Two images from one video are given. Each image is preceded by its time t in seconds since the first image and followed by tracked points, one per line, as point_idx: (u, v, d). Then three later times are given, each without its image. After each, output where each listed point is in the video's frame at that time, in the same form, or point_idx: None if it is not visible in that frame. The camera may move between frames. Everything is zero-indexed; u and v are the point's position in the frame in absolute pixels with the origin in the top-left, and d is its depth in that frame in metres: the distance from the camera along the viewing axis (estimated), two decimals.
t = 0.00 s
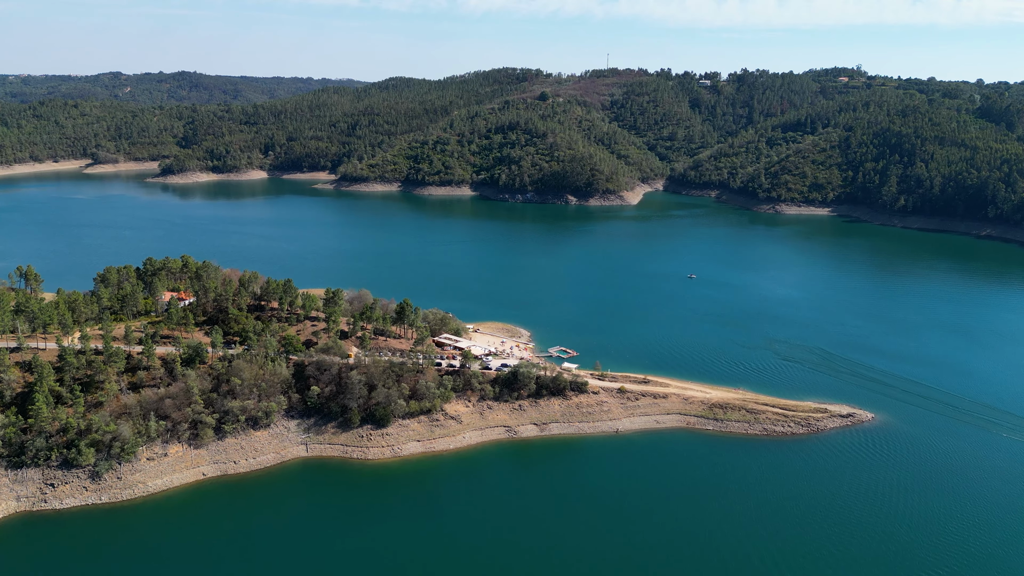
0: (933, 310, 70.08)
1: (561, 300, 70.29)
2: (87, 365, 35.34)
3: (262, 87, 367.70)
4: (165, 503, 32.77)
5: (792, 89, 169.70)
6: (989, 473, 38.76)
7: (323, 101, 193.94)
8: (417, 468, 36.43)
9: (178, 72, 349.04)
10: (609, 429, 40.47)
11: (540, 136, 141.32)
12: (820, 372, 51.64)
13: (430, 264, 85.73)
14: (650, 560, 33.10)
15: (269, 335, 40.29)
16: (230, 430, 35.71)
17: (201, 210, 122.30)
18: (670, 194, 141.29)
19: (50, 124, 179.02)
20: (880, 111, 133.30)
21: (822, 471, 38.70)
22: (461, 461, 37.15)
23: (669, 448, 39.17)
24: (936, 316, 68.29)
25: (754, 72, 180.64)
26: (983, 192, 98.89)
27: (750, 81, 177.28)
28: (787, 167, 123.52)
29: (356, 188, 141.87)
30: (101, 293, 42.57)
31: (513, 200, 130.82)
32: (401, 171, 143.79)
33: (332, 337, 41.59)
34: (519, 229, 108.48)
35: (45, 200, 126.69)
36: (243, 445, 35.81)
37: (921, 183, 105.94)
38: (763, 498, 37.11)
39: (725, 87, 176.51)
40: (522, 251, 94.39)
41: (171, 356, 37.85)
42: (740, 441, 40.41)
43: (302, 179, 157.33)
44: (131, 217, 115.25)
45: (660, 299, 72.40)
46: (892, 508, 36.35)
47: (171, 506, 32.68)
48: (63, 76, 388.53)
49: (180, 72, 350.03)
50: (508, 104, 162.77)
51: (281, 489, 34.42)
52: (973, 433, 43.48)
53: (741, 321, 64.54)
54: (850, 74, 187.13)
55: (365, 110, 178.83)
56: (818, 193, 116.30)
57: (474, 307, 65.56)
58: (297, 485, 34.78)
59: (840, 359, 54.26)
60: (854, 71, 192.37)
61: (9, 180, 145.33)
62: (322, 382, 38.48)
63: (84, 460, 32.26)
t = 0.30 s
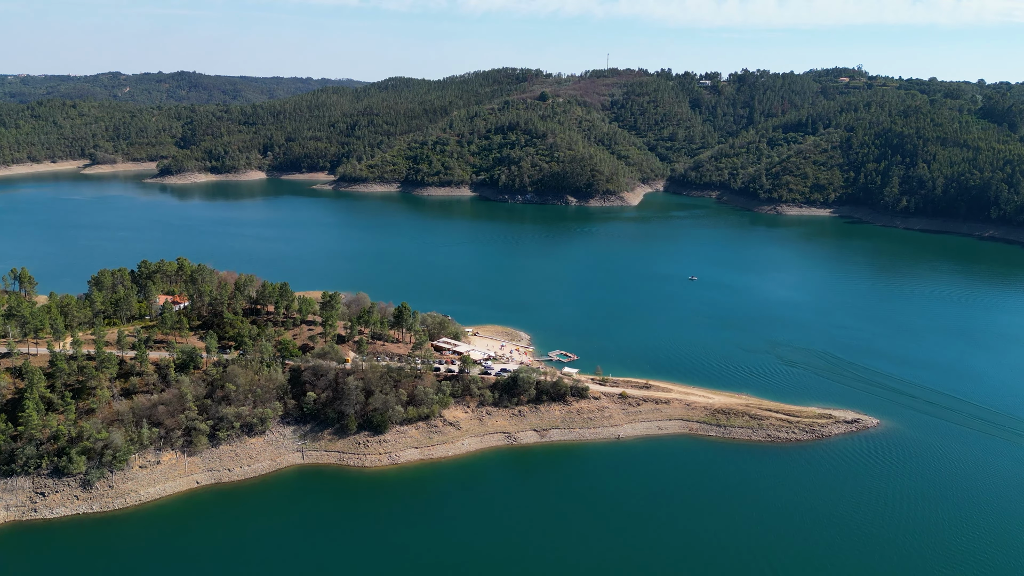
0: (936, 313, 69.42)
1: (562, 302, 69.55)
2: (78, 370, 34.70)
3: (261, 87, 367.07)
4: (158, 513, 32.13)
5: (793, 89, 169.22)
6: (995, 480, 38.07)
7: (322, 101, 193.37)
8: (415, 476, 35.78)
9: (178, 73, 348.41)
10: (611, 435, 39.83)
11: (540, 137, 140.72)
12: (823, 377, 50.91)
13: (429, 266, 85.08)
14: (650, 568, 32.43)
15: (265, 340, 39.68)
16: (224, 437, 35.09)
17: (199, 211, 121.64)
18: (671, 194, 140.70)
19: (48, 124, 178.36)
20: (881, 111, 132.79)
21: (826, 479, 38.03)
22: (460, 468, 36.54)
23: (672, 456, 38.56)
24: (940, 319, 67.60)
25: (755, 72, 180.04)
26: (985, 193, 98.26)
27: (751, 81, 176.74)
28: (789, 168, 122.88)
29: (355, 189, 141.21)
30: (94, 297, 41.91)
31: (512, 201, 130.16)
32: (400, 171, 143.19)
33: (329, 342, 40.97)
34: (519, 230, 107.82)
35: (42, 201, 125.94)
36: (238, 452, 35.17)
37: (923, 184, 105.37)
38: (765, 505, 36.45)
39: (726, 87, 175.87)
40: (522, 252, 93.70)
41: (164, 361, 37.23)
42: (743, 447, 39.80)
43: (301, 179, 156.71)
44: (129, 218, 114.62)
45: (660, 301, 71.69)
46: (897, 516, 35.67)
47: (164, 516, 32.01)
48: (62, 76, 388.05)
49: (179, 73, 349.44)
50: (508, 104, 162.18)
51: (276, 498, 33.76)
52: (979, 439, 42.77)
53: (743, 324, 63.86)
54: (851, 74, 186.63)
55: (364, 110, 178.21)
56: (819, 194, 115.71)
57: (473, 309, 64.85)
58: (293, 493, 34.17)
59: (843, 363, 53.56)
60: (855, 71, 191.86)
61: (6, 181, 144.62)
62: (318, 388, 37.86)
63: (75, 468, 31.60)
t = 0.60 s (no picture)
0: (940, 315, 68.69)
1: (562, 305, 68.74)
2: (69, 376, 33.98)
3: (261, 87, 366.30)
4: (150, 523, 31.41)
5: (794, 90, 168.66)
6: (1006, 488, 37.13)
7: (321, 101, 192.76)
8: (413, 484, 35.07)
9: (177, 72, 347.64)
10: (612, 441, 39.20)
11: (540, 137, 140.09)
12: (827, 381, 50.13)
13: (428, 267, 84.34)
14: None
15: (260, 344, 39.03)
16: (219, 444, 34.43)
17: (197, 212, 120.92)
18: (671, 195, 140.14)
19: (46, 124, 177.74)
20: (883, 111, 132.20)
21: (831, 487, 37.30)
22: (459, 476, 35.86)
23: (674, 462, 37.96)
24: (945, 322, 66.81)
25: (755, 72, 179.47)
26: (988, 194, 97.60)
27: (752, 81, 176.18)
28: (790, 168, 122.22)
29: (355, 190, 140.50)
30: (87, 300, 41.22)
31: (512, 202, 129.47)
32: (400, 172, 142.58)
33: (325, 346, 40.32)
34: (519, 231, 107.12)
35: (40, 202, 125.31)
36: (233, 459, 34.51)
37: (925, 185, 104.75)
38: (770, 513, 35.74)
39: (726, 87, 175.24)
40: (521, 253, 93.01)
41: (158, 367, 36.59)
42: (746, 455, 39.15)
43: (300, 180, 156.02)
44: (126, 218, 113.93)
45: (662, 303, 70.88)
46: (905, 526, 34.79)
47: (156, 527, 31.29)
48: (61, 76, 387.69)
49: (179, 73, 348.92)
50: (508, 104, 161.61)
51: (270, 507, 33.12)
52: (988, 445, 41.92)
53: (745, 327, 63.13)
54: (852, 74, 186.08)
55: (364, 110, 177.64)
56: (821, 195, 115.05)
57: (472, 311, 64.18)
58: (285, 502, 33.44)
59: (846, 368, 52.80)
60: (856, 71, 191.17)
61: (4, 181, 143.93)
62: (314, 394, 37.23)
63: (66, 476, 30.91)
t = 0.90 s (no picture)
0: (943, 318, 68.00)
1: (561, 306, 68.03)
2: (60, 383, 33.31)
3: (260, 87, 365.38)
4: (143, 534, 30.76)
5: (795, 90, 168.06)
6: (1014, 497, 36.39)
7: (320, 101, 192.07)
8: (412, 492, 34.42)
9: (177, 72, 346.89)
10: (613, 448, 38.54)
11: (540, 137, 139.45)
12: (832, 386, 49.42)
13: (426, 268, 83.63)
14: None
15: (256, 350, 38.42)
16: (213, 451, 33.78)
17: (196, 213, 120.23)
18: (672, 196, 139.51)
19: (45, 124, 177.03)
20: (885, 112, 131.58)
21: (836, 494, 36.70)
22: (458, 484, 35.20)
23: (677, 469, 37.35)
24: (949, 324, 66.12)
25: (756, 71, 178.75)
26: (991, 195, 96.92)
27: (753, 81, 175.50)
28: (792, 169, 121.53)
29: (354, 190, 139.82)
30: (81, 304, 40.60)
31: (512, 202, 128.80)
32: (399, 172, 141.92)
33: (322, 351, 39.71)
34: (519, 232, 106.44)
35: (37, 202, 124.64)
36: (227, 467, 33.87)
37: (928, 186, 104.15)
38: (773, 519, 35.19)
39: (727, 87, 174.52)
40: (521, 255, 92.35)
41: (151, 372, 35.97)
42: (750, 462, 38.52)
43: (299, 180, 155.30)
44: (124, 219, 113.19)
45: (663, 306, 70.21)
46: (911, 534, 34.19)
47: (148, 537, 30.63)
48: (61, 77, 387.27)
49: (179, 73, 348.26)
50: (508, 104, 160.94)
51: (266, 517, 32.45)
52: (996, 452, 41.18)
53: (747, 330, 62.47)
54: (853, 74, 185.46)
55: (363, 110, 176.92)
56: (823, 196, 114.41)
57: (471, 313, 63.48)
58: (281, 511, 32.81)
59: (851, 372, 52.10)
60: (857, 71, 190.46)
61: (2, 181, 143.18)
62: (311, 400, 36.64)
63: (56, 485, 30.22)
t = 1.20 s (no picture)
0: (947, 321, 67.33)
1: (562, 308, 67.36)
2: (50, 389, 32.69)
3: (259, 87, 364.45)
4: (135, 544, 30.08)
5: (796, 90, 167.45)
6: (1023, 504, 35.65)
7: (320, 101, 191.38)
8: (409, 500, 33.75)
9: (177, 72, 346.07)
10: (614, 455, 37.91)
11: (540, 137, 138.84)
12: (835, 391, 48.74)
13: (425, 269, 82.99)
14: None
15: (251, 354, 37.81)
16: (207, 459, 33.16)
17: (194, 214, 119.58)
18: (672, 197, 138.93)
19: (43, 124, 176.23)
20: (887, 112, 131.03)
21: (841, 501, 36.05)
22: (457, 492, 34.55)
23: (680, 476, 36.70)
24: (953, 327, 65.45)
25: (757, 71, 178.13)
26: (994, 196, 96.29)
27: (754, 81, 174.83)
28: (793, 169, 120.89)
29: (353, 191, 139.16)
30: (74, 308, 40.00)
31: (512, 203, 128.20)
32: (398, 173, 141.31)
33: (319, 356, 39.08)
34: (518, 233, 105.86)
35: (35, 203, 124.01)
36: (222, 475, 33.21)
37: (930, 186, 103.54)
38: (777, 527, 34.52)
39: (728, 87, 173.84)
40: (521, 256, 91.71)
41: (145, 378, 35.38)
42: (754, 469, 37.89)
43: (298, 181, 154.62)
44: (121, 220, 112.49)
45: (664, 308, 69.57)
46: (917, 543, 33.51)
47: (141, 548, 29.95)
48: (60, 77, 386.76)
49: (178, 72, 347.53)
50: (507, 104, 160.33)
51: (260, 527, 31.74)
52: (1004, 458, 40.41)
53: (749, 332, 61.80)
54: (854, 74, 184.85)
55: (362, 110, 176.26)
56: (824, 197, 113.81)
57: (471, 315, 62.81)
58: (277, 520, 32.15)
59: (854, 376, 51.39)
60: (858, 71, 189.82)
61: None
62: (307, 406, 36.04)
63: (46, 494, 29.53)
